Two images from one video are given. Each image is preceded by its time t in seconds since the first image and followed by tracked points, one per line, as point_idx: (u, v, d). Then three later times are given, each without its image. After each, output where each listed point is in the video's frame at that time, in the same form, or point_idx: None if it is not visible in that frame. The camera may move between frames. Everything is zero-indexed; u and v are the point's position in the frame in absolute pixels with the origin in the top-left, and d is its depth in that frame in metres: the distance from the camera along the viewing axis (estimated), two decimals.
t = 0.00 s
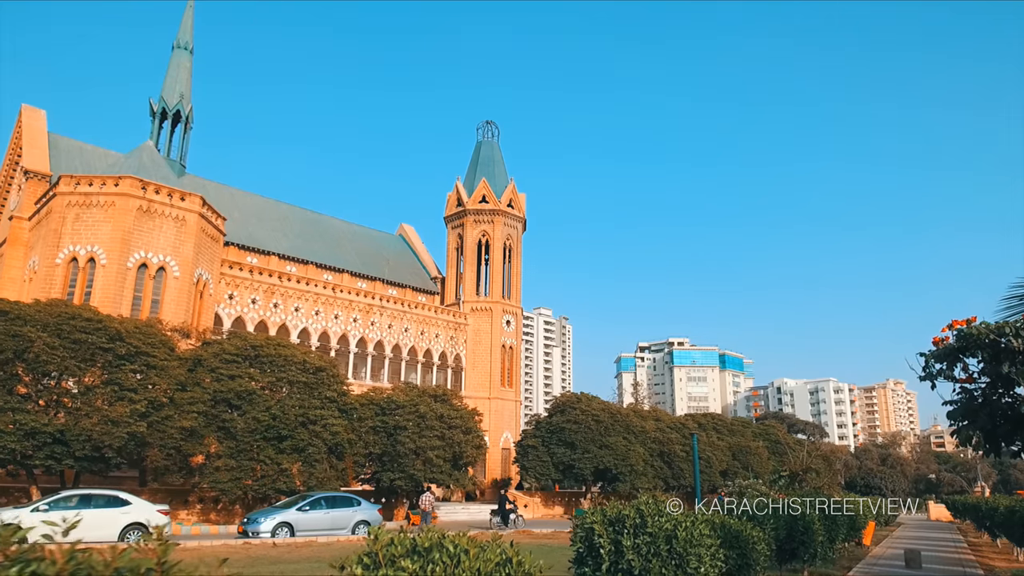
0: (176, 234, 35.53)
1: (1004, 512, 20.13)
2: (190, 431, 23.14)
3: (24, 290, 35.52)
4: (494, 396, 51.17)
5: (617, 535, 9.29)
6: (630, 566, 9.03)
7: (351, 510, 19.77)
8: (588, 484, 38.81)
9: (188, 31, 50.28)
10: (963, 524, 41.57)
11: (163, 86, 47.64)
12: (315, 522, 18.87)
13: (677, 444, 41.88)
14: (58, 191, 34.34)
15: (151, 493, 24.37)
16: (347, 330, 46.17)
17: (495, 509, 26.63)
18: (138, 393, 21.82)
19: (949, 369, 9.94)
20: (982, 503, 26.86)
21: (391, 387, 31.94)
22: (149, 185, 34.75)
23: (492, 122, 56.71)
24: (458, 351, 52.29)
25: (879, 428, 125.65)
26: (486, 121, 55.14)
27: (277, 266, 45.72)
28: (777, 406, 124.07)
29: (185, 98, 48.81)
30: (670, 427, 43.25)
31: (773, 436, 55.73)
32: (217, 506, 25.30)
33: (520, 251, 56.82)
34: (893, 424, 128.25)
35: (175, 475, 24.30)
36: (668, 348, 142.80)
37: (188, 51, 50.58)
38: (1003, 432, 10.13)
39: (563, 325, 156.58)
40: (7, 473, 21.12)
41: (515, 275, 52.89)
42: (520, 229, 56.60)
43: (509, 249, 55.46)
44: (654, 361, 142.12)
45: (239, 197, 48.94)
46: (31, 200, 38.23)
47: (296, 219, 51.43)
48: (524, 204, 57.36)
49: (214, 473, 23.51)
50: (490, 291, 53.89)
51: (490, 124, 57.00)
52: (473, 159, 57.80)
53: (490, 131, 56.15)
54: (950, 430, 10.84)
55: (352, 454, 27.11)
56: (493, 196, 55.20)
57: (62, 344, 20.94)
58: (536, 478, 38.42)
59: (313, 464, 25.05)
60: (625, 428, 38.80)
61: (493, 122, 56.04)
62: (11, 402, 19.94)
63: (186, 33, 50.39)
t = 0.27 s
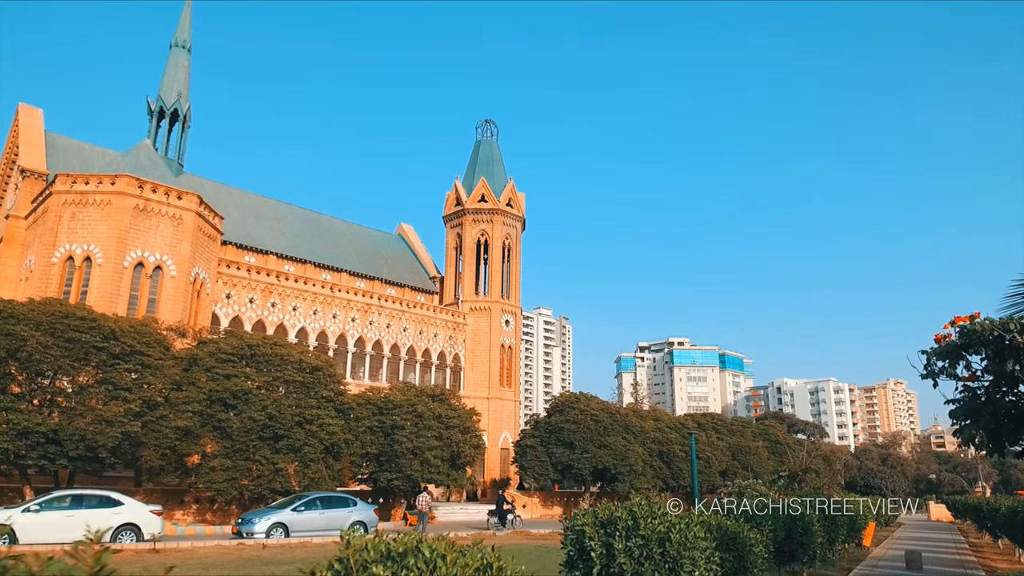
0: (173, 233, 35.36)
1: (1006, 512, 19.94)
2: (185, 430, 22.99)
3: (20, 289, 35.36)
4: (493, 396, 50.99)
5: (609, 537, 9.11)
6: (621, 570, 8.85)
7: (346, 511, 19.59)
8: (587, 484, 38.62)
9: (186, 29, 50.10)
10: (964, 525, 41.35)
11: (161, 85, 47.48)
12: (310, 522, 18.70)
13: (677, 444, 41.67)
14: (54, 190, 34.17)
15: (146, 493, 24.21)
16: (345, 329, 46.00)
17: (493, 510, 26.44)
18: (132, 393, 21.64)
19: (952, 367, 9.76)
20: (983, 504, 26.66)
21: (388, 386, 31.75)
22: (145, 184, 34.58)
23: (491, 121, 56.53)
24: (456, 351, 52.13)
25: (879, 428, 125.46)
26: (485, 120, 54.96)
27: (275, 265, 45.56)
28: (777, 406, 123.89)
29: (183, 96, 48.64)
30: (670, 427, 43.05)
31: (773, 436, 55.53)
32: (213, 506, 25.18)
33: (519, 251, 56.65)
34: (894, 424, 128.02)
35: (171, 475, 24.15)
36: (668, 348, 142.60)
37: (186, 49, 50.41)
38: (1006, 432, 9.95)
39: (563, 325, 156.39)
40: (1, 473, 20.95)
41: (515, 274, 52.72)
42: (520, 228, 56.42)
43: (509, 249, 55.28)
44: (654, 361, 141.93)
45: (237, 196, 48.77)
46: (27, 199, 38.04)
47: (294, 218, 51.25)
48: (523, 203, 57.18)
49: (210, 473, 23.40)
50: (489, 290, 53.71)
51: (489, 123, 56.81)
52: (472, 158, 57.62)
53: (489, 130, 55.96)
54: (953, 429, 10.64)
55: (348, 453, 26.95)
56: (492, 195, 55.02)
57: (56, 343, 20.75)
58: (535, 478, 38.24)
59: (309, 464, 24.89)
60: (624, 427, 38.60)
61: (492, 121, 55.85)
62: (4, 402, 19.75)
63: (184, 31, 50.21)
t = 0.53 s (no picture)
0: (169, 232, 35.20)
1: (1007, 512, 19.73)
2: (179, 429, 22.84)
3: (16, 288, 35.21)
4: (492, 396, 50.82)
5: (597, 537, 8.93)
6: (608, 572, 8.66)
7: (341, 510, 19.42)
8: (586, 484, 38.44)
9: (184, 28, 49.95)
10: (964, 525, 41.10)
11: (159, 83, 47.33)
12: (304, 522, 18.54)
13: (676, 443, 41.47)
14: (50, 188, 34.02)
15: (141, 493, 24.07)
16: (343, 328, 45.83)
17: (490, 511, 26.26)
18: (126, 392, 21.48)
19: (952, 363, 9.58)
20: (984, 505, 26.44)
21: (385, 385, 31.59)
22: (142, 182, 34.43)
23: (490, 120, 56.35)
24: (455, 350, 51.97)
25: (879, 428, 125.23)
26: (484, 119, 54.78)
27: (272, 264, 45.42)
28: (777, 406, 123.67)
29: (181, 95, 48.49)
30: (669, 427, 42.84)
31: (773, 436, 55.32)
32: (209, 506, 25.07)
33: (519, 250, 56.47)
34: (894, 424, 127.75)
35: (165, 475, 24.00)
36: (668, 348, 142.40)
37: (184, 48, 50.27)
38: (1007, 430, 9.76)
39: (563, 325, 156.19)
40: None
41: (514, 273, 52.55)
42: (519, 227, 56.24)
43: (507, 248, 55.11)
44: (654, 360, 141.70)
45: (235, 195, 48.63)
46: (24, 198, 37.88)
47: (292, 217, 51.10)
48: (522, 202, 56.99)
49: (204, 472, 23.28)
50: (488, 289, 53.54)
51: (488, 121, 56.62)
52: (471, 157, 57.43)
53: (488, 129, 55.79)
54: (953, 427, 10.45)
55: (344, 453, 26.78)
56: (491, 194, 54.82)
57: (48, 341, 20.58)
58: (533, 478, 38.07)
59: (304, 464, 24.73)
60: (623, 427, 38.40)
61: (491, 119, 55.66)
62: None
63: (182, 30, 50.06)
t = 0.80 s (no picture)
0: (165, 231, 35.03)
1: (1008, 513, 19.55)
2: (173, 429, 22.66)
3: (12, 287, 35.02)
4: (490, 396, 50.63)
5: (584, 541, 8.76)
6: None
7: (335, 511, 19.27)
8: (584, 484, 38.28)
9: (181, 26, 49.76)
10: (964, 526, 40.92)
11: (156, 82, 47.17)
12: (298, 523, 18.36)
13: (674, 444, 41.28)
14: (45, 186, 33.85)
15: (135, 493, 23.86)
16: (341, 328, 45.64)
17: (486, 511, 26.13)
18: (119, 391, 21.30)
19: (952, 361, 9.39)
20: (984, 505, 26.28)
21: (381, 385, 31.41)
22: (138, 181, 34.25)
23: (488, 119, 56.17)
24: (453, 350, 51.78)
25: (879, 428, 125.07)
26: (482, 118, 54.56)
27: (270, 264, 45.23)
28: (777, 405, 123.47)
29: (178, 94, 48.30)
30: (667, 427, 42.65)
31: (772, 436, 55.14)
32: (204, 506, 24.91)
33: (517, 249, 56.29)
34: (895, 424, 127.53)
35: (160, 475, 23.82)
36: (668, 348, 142.23)
37: (181, 46, 50.08)
38: (1008, 429, 9.57)
39: (563, 325, 156.00)
40: None
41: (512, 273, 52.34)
42: (517, 226, 56.04)
43: (506, 247, 54.94)
44: (654, 360, 141.54)
45: (233, 194, 48.43)
46: (19, 197, 37.69)
47: (290, 216, 50.90)
48: (521, 202, 56.80)
49: (199, 472, 23.11)
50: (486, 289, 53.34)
51: (487, 121, 56.47)
52: (469, 156, 57.24)
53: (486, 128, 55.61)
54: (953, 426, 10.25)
55: (340, 453, 26.66)
56: (489, 193, 54.63)
57: (41, 340, 20.41)
58: (531, 478, 37.91)
59: (300, 464, 24.57)
60: (621, 427, 38.23)
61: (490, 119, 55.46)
62: None
63: (179, 28, 49.87)
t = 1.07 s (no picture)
0: (162, 229, 34.85)
1: (1009, 514, 19.35)
2: (167, 428, 22.49)
3: (7, 286, 34.85)
4: (489, 395, 50.44)
5: (573, 542, 8.60)
6: None
7: (330, 511, 19.10)
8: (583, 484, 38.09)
9: (179, 24, 49.59)
10: (964, 527, 40.73)
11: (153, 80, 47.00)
12: (292, 522, 18.19)
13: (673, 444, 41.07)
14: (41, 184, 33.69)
15: (130, 493, 23.70)
16: (339, 327, 45.46)
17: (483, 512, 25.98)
18: (113, 390, 21.12)
19: (954, 357, 9.21)
20: (985, 505, 26.09)
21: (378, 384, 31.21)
22: (134, 179, 34.07)
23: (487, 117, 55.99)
24: (452, 349, 51.59)
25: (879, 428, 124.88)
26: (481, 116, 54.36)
27: (267, 263, 45.06)
28: (777, 405, 123.24)
29: (175, 92, 48.13)
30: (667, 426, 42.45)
31: (772, 436, 54.96)
32: (199, 506, 24.74)
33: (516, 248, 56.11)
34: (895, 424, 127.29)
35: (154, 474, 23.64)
36: (668, 347, 142.03)
37: (178, 44, 49.91)
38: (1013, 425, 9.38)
39: (563, 325, 155.78)
40: None
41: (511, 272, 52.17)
42: (516, 225, 55.85)
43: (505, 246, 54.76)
44: (653, 360, 141.36)
45: (231, 193, 48.24)
46: (15, 195, 37.52)
47: (288, 215, 50.72)
48: (519, 200, 56.60)
49: (194, 471, 22.95)
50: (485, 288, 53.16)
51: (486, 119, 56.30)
52: (468, 155, 57.06)
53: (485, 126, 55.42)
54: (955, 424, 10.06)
55: (336, 452, 26.49)
56: (488, 192, 54.44)
57: (33, 339, 20.24)
58: (529, 478, 37.72)
59: (295, 464, 24.40)
60: (620, 426, 38.03)
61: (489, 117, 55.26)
62: None
63: (176, 26, 49.69)
